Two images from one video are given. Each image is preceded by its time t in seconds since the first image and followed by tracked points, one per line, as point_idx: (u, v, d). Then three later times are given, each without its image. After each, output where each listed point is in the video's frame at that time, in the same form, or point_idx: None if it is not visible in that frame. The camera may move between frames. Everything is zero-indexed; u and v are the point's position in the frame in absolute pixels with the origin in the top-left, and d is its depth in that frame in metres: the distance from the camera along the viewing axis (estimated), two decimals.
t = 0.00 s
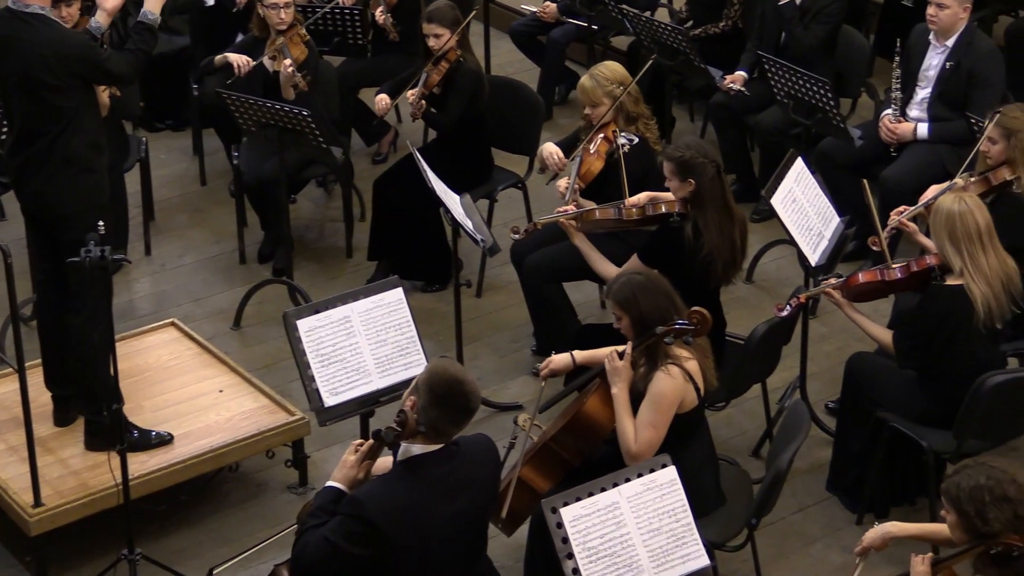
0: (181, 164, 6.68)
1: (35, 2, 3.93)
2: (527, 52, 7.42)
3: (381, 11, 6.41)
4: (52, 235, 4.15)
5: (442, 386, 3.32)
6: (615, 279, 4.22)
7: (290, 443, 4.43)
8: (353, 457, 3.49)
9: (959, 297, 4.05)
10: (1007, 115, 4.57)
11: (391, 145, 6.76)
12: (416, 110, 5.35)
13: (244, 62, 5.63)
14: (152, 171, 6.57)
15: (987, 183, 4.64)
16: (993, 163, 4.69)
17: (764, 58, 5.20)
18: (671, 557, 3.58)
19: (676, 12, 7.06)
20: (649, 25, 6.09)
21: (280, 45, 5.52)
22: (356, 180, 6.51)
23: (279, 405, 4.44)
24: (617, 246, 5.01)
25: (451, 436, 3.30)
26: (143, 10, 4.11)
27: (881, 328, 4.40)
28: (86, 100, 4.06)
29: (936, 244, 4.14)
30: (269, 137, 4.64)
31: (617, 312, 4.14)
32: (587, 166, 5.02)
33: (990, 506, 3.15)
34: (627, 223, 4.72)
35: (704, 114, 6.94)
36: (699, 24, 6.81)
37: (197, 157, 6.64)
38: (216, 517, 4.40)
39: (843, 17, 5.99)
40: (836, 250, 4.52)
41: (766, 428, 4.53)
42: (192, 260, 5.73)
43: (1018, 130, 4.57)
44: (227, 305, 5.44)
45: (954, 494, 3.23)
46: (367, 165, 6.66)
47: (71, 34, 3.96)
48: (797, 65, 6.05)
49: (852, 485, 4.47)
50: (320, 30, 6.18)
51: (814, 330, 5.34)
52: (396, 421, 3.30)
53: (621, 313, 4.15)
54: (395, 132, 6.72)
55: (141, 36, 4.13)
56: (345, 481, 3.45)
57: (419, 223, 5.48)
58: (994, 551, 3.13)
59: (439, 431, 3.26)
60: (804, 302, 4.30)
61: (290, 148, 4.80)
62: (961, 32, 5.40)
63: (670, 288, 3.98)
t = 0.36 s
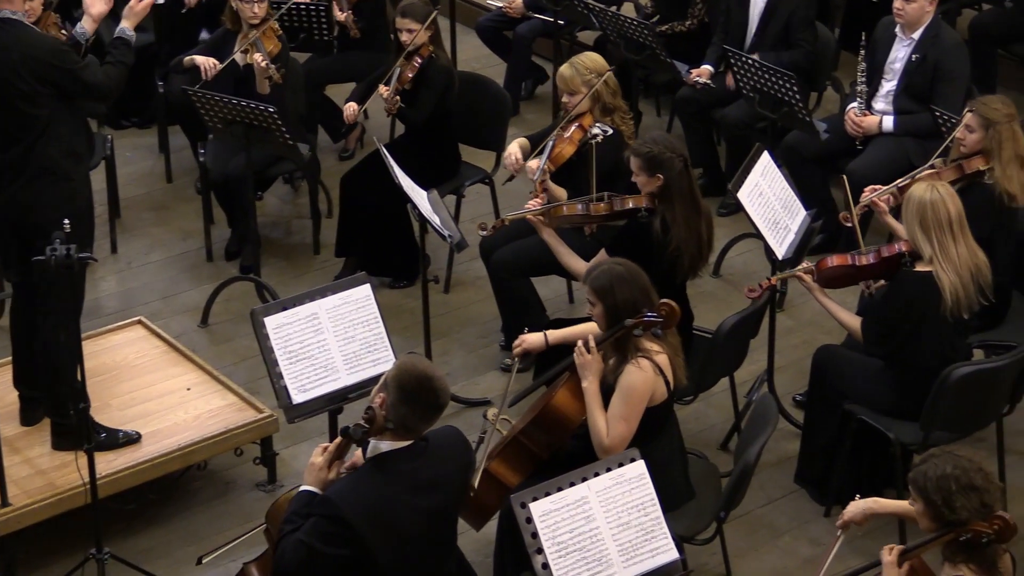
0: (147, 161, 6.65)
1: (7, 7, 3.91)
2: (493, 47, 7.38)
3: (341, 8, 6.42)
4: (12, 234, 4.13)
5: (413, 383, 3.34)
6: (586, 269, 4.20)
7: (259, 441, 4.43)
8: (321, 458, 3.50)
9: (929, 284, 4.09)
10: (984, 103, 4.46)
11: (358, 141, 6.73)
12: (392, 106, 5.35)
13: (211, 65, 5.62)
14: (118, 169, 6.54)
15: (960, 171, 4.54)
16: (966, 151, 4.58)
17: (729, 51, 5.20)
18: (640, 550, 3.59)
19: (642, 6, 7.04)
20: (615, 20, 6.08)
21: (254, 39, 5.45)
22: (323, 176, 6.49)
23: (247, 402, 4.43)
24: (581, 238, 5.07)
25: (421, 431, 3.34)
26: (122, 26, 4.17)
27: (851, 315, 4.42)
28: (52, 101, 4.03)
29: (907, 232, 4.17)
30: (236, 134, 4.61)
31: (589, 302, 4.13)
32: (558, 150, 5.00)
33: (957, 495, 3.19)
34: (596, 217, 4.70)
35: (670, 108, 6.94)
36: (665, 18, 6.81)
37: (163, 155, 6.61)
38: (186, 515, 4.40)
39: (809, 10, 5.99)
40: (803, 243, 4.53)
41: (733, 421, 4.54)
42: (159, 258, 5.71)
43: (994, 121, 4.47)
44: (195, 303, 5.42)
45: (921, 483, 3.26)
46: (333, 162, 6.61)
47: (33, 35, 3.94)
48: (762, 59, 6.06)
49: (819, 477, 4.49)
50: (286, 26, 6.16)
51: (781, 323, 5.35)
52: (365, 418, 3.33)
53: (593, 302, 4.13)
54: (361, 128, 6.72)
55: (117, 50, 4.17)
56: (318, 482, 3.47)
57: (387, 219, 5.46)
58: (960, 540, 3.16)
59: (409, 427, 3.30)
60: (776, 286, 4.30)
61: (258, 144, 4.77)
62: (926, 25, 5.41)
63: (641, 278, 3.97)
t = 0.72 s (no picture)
0: (113, 159, 6.63)
1: None
2: (459, 42, 7.39)
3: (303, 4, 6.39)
4: None
5: (382, 379, 3.31)
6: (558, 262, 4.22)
7: (226, 438, 4.41)
8: (288, 452, 3.48)
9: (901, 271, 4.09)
10: (950, 96, 4.44)
11: (323, 138, 6.71)
12: (365, 101, 5.35)
13: (177, 69, 5.54)
14: (83, 167, 6.51)
15: (925, 163, 4.53)
16: (932, 144, 4.57)
17: (695, 45, 5.20)
18: (609, 544, 3.59)
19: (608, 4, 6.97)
20: (581, 15, 6.08)
21: (224, 32, 5.47)
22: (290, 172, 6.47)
23: (215, 400, 4.42)
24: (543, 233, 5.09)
25: (389, 428, 3.32)
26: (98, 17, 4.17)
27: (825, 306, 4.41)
28: (21, 97, 4.09)
29: (882, 220, 4.16)
30: (200, 132, 4.59)
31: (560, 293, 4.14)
32: (522, 134, 4.98)
33: (925, 485, 3.18)
34: (562, 212, 4.71)
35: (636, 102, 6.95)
36: (631, 13, 6.81)
37: (128, 153, 6.59)
38: (153, 514, 4.39)
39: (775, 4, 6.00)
40: (769, 237, 4.54)
41: (701, 415, 4.54)
42: (125, 256, 5.70)
43: (960, 114, 4.44)
44: (162, 300, 5.41)
45: (890, 475, 3.25)
46: (300, 158, 6.60)
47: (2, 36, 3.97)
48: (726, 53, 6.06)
49: (787, 469, 4.49)
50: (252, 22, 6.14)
51: (748, 317, 5.36)
52: (332, 414, 3.30)
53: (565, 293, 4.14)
54: (327, 125, 6.69)
55: (98, 43, 4.20)
56: (285, 476, 3.44)
57: (355, 215, 5.45)
58: (930, 530, 3.15)
59: (377, 423, 3.28)
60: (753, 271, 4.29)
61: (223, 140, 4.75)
62: (892, 19, 5.41)
63: (612, 268, 3.99)
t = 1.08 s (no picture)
0: (82, 156, 6.60)
1: None
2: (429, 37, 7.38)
3: None
4: None
5: (354, 376, 3.30)
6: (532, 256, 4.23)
7: (198, 435, 4.40)
8: (260, 450, 3.50)
9: (875, 265, 4.08)
10: (916, 88, 4.45)
11: (293, 133, 6.66)
12: (341, 97, 5.32)
13: (134, 66, 5.55)
14: (51, 165, 6.49)
15: (892, 155, 4.56)
16: (899, 136, 4.60)
17: (664, 39, 5.20)
18: (581, 539, 3.58)
19: None
20: (550, 9, 6.09)
21: (197, 28, 5.46)
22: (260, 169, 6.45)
23: (186, 397, 4.41)
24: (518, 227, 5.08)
25: (361, 424, 3.31)
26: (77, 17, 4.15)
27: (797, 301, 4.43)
28: None
29: (856, 215, 4.15)
30: (170, 127, 4.61)
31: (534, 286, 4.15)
32: (487, 125, 5.02)
33: (893, 479, 3.20)
34: (535, 207, 4.73)
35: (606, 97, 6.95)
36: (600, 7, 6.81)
37: (96, 150, 6.57)
38: (124, 512, 4.37)
39: None
40: (739, 230, 4.55)
41: (673, 408, 4.55)
42: (94, 254, 5.68)
43: (925, 106, 4.46)
44: (131, 298, 5.39)
45: (860, 467, 3.28)
46: (270, 154, 6.57)
47: None
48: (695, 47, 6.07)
49: (757, 462, 4.50)
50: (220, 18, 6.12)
51: (719, 310, 5.37)
52: (303, 411, 3.26)
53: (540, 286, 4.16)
54: (297, 121, 6.65)
55: (76, 41, 4.17)
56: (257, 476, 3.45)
57: (327, 211, 5.44)
58: (899, 522, 3.17)
59: (349, 420, 3.27)
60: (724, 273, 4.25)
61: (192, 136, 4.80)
62: (859, 12, 5.43)
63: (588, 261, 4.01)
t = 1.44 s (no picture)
0: (44, 155, 6.58)
1: None
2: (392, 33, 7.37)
3: None
4: None
5: (317, 371, 3.29)
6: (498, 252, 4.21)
7: (164, 434, 4.39)
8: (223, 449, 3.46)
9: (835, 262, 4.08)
10: (871, 83, 4.44)
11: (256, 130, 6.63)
12: (308, 92, 5.30)
13: (87, 73, 5.71)
14: (13, 164, 6.46)
15: (853, 151, 4.53)
16: (859, 132, 4.57)
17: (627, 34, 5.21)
18: (549, 534, 3.56)
19: None
20: (512, 5, 6.08)
21: (161, 28, 5.47)
22: (223, 166, 6.43)
23: (151, 396, 4.39)
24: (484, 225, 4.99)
25: (326, 421, 3.30)
26: None
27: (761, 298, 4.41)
28: None
29: (815, 212, 4.15)
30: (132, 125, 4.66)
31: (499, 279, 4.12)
32: (442, 124, 5.01)
33: (859, 479, 3.26)
34: (504, 206, 4.62)
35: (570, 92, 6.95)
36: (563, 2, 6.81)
37: (59, 149, 6.54)
38: (89, 512, 4.35)
39: None
40: (703, 223, 4.55)
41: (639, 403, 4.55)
42: (57, 253, 5.66)
43: (882, 100, 4.44)
44: (95, 297, 5.38)
45: (828, 460, 3.33)
46: (231, 152, 6.52)
47: None
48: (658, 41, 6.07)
49: (722, 456, 4.51)
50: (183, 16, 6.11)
51: (684, 304, 5.38)
52: (268, 410, 3.28)
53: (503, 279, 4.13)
54: (260, 118, 6.63)
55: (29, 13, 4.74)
56: (219, 473, 3.40)
57: (292, 208, 5.43)
58: (867, 514, 3.23)
59: (314, 417, 3.26)
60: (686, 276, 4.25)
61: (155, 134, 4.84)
62: (821, 6, 5.45)
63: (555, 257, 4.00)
